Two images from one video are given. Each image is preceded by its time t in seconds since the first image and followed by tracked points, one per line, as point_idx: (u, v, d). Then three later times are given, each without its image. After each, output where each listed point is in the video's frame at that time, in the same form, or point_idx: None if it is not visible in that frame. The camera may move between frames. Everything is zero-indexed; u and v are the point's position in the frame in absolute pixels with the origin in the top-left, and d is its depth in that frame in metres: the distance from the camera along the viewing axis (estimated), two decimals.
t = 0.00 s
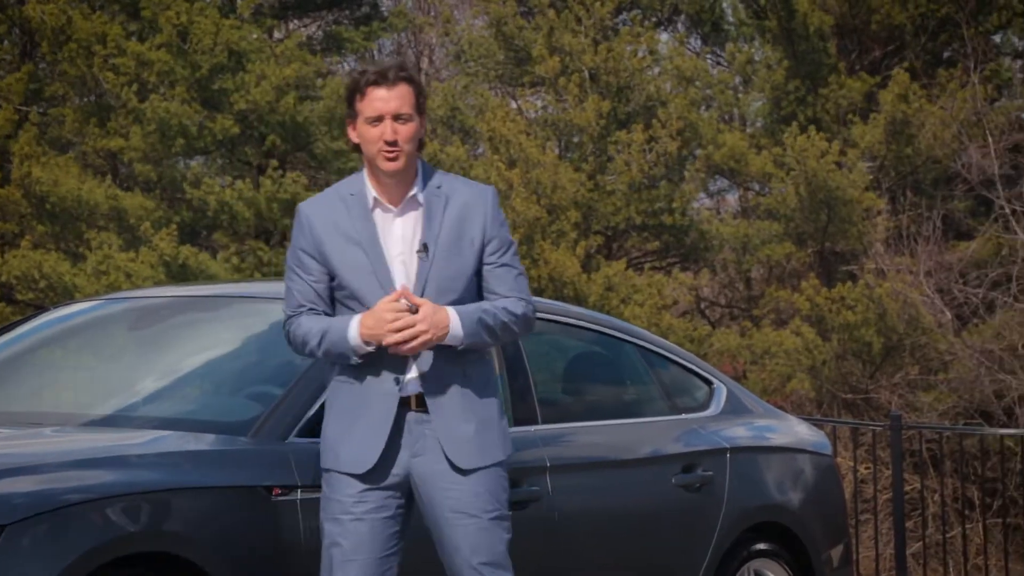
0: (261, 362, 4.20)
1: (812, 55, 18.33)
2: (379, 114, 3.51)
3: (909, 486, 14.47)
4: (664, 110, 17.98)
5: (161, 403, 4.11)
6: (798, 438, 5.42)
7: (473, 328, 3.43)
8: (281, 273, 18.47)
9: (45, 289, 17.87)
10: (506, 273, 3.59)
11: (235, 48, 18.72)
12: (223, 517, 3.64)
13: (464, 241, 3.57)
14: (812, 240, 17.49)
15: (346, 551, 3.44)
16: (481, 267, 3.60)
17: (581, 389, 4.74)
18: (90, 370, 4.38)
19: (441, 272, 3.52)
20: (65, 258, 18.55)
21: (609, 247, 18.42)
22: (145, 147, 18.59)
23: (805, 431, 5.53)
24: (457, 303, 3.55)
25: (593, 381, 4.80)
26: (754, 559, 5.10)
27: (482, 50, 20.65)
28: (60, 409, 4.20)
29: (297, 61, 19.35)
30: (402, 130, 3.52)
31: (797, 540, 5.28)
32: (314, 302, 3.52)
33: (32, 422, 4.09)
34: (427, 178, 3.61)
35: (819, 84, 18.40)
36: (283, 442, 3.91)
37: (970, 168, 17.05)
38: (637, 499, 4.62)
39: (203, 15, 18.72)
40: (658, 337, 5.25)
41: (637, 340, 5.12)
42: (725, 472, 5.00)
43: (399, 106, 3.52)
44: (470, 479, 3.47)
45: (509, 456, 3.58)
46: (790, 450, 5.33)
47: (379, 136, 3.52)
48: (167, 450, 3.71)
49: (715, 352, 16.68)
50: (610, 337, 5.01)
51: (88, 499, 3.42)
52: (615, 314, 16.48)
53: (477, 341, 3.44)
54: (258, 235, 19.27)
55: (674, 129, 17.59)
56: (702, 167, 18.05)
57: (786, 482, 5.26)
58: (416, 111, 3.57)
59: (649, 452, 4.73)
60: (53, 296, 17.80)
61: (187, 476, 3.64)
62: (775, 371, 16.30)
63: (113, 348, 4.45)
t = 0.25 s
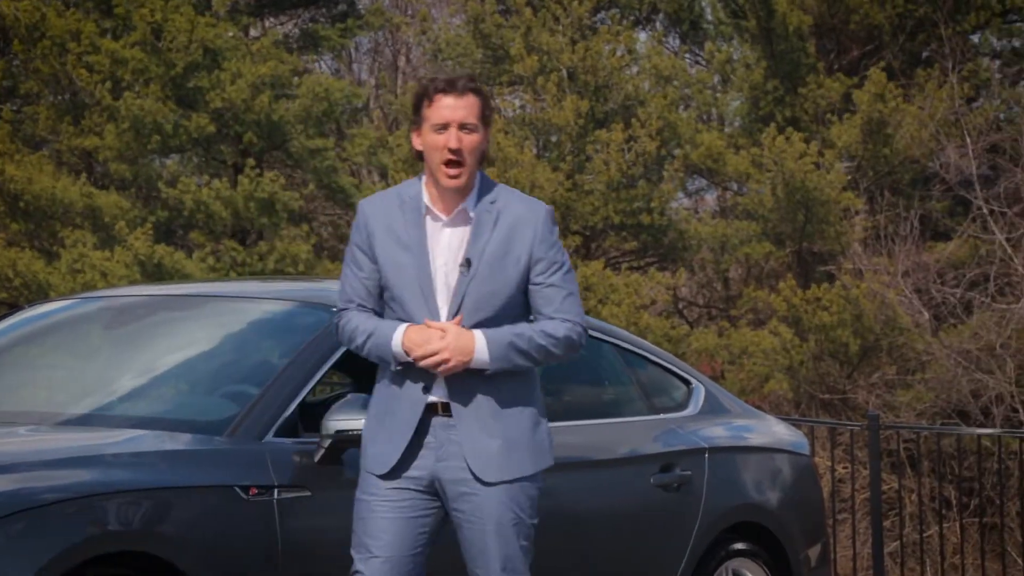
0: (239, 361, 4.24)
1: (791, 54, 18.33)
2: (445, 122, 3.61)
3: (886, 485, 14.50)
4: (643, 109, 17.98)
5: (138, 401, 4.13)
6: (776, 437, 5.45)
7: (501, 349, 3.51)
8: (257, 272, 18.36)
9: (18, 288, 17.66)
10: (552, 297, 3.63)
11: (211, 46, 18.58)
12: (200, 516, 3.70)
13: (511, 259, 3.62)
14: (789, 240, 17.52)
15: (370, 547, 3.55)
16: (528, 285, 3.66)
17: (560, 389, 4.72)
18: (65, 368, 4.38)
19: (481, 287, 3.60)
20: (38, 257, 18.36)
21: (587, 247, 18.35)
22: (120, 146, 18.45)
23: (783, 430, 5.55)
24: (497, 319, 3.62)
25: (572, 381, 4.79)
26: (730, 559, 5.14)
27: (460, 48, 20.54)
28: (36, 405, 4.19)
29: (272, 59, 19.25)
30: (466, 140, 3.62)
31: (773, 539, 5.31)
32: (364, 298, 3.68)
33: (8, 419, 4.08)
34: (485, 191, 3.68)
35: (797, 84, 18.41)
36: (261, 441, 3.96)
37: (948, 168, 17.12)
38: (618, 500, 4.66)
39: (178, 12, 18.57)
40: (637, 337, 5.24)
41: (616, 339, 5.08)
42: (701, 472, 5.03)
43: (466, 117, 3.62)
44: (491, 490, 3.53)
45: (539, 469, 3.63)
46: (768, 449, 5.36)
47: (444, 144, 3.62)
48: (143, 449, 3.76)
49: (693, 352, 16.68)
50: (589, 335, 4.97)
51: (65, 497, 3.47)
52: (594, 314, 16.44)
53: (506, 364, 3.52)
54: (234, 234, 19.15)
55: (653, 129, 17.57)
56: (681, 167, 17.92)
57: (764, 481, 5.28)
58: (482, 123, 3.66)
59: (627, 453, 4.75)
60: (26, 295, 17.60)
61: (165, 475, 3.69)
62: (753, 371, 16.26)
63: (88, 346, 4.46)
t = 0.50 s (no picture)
0: (217, 358, 4.15)
1: (769, 53, 18.35)
2: (476, 126, 3.70)
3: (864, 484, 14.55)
4: (622, 108, 18.02)
5: (116, 399, 4.02)
6: (755, 436, 5.43)
7: (504, 349, 3.59)
8: (235, 270, 18.26)
9: None
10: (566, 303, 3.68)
11: (188, 43, 18.47)
12: (180, 516, 3.58)
13: (527, 263, 3.70)
14: (768, 240, 17.55)
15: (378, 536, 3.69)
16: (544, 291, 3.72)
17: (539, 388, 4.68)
18: (42, 367, 4.29)
19: (495, 289, 3.68)
20: (13, 255, 18.20)
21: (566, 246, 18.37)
22: (96, 143, 18.32)
23: (762, 429, 5.53)
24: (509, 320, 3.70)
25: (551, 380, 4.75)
26: (709, 557, 5.10)
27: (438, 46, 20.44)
28: (13, 404, 4.08)
29: (250, 56, 19.17)
30: (497, 145, 3.71)
31: (753, 537, 5.28)
32: (398, 284, 3.86)
33: None
34: (514, 195, 3.76)
35: (778, 83, 18.40)
36: (239, 439, 3.85)
37: (925, 168, 17.30)
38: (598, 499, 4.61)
39: (155, 9, 18.43)
40: (615, 336, 5.20)
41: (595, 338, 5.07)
42: (681, 470, 4.98)
43: (498, 123, 3.70)
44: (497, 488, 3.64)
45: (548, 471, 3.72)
46: (747, 448, 5.34)
47: (474, 147, 3.72)
48: (120, 447, 3.64)
49: (672, 350, 16.71)
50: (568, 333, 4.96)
51: (44, 495, 3.34)
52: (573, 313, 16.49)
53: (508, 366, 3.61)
54: (211, 232, 19.06)
55: (632, 128, 17.64)
56: (661, 165, 17.84)
57: (743, 480, 5.25)
58: (515, 128, 3.75)
59: (606, 451, 4.70)
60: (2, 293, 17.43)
61: (144, 474, 3.56)
62: (731, 370, 16.27)
63: (66, 345, 4.38)
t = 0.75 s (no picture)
0: (198, 355, 4.00)
1: (751, 52, 18.27)
2: (477, 126, 3.55)
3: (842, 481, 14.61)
4: (601, 105, 18.07)
5: (96, 395, 3.88)
6: (733, 434, 5.38)
7: (505, 343, 3.44)
8: (214, 268, 18.21)
9: None
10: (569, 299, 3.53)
11: (167, 40, 18.37)
12: (160, 514, 3.41)
13: (527, 259, 3.55)
14: (747, 238, 17.58)
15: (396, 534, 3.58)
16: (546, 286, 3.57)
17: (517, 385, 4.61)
18: (21, 363, 4.16)
19: (495, 286, 3.55)
20: None
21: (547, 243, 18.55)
22: (74, 140, 18.19)
23: (741, 427, 5.48)
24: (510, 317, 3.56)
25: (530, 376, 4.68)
26: (687, 555, 5.04)
27: (418, 43, 20.43)
28: None
29: (229, 53, 19.08)
30: (499, 143, 3.56)
31: (730, 535, 5.23)
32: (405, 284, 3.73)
33: None
34: (517, 192, 3.61)
35: (756, 81, 18.30)
36: (218, 437, 3.69)
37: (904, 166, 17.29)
38: (581, 497, 4.56)
39: (133, 5, 18.32)
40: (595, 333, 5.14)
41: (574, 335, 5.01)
42: (661, 468, 4.92)
43: (499, 121, 3.55)
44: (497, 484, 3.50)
45: (549, 467, 3.58)
46: (726, 446, 5.28)
47: (476, 146, 3.57)
48: (99, 444, 3.47)
49: (651, 348, 16.75)
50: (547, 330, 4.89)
51: (22, 492, 3.16)
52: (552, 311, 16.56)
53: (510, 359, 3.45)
54: (190, 229, 19.00)
55: (611, 125, 17.64)
56: (640, 163, 17.83)
57: (722, 478, 5.20)
58: (517, 126, 3.60)
59: (586, 448, 4.63)
60: None
61: (124, 470, 3.40)
62: (710, 368, 16.32)
63: (47, 341, 4.25)
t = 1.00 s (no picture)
0: (179, 350, 3.79)
1: (732, 50, 18.33)
2: (464, 127, 3.29)
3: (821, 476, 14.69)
4: (582, 102, 18.09)
5: (73, 392, 3.68)
6: (714, 430, 5.15)
7: (520, 330, 3.19)
8: (195, 263, 18.16)
9: None
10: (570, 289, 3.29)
11: (147, 35, 18.29)
12: (140, 509, 3.26)
13: (526, 253, 3.30)
14: (728, 234, 17.58)
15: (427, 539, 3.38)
16: (546, 280, 3.32)
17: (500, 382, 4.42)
18: None
19: (495, 283, 3.30)
20: None
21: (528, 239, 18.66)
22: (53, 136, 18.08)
23: (721, 423, 5.25)
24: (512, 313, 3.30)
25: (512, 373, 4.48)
26: (666, 552, 4.82)
27: (401, 40, 20.24)
28: None
29: (210, 49, 19.03)
30: (489, 142, 3.30)
31: (708, 532, 5.00)
32: (398, 288, 3.44)
33: None
34: (511, 188, 3.35)
35: (737, 78, 18.40)
36: (198, 432, 3.52)
37: (883, 163, 17.27)
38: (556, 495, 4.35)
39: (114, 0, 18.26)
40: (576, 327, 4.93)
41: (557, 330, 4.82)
42: (642, 466, 4.71)
43: (487, 120, 3.29)
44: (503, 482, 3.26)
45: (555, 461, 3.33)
46: (707, 442, 5.05)
47: (464, 148, 3.30)
48: (78, 439, 3.31)
49: (631, 344, 16.79)
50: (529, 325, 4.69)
51: None
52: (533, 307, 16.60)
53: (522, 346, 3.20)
54: (170, 225, 18.92)
55: (592, 122, 17.64)
56: (621, 159, 17.80)
57: (703, 473, 4.97)
58: (505, 124, 3.34)
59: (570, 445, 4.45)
60: None
61: (102, 465, 3.25)
62: (691, 364, 16.34)
63: (22, 337, 4.03)
